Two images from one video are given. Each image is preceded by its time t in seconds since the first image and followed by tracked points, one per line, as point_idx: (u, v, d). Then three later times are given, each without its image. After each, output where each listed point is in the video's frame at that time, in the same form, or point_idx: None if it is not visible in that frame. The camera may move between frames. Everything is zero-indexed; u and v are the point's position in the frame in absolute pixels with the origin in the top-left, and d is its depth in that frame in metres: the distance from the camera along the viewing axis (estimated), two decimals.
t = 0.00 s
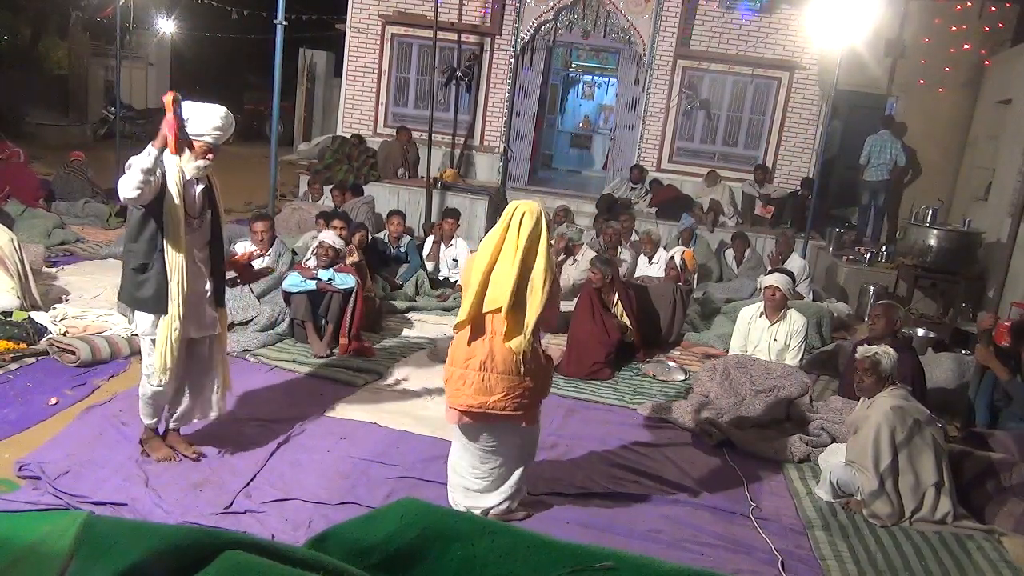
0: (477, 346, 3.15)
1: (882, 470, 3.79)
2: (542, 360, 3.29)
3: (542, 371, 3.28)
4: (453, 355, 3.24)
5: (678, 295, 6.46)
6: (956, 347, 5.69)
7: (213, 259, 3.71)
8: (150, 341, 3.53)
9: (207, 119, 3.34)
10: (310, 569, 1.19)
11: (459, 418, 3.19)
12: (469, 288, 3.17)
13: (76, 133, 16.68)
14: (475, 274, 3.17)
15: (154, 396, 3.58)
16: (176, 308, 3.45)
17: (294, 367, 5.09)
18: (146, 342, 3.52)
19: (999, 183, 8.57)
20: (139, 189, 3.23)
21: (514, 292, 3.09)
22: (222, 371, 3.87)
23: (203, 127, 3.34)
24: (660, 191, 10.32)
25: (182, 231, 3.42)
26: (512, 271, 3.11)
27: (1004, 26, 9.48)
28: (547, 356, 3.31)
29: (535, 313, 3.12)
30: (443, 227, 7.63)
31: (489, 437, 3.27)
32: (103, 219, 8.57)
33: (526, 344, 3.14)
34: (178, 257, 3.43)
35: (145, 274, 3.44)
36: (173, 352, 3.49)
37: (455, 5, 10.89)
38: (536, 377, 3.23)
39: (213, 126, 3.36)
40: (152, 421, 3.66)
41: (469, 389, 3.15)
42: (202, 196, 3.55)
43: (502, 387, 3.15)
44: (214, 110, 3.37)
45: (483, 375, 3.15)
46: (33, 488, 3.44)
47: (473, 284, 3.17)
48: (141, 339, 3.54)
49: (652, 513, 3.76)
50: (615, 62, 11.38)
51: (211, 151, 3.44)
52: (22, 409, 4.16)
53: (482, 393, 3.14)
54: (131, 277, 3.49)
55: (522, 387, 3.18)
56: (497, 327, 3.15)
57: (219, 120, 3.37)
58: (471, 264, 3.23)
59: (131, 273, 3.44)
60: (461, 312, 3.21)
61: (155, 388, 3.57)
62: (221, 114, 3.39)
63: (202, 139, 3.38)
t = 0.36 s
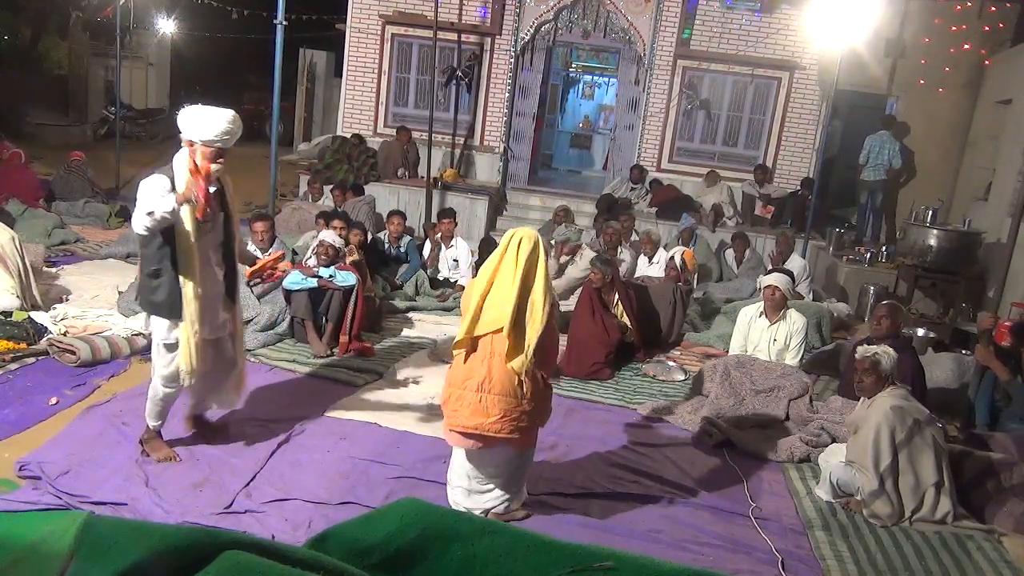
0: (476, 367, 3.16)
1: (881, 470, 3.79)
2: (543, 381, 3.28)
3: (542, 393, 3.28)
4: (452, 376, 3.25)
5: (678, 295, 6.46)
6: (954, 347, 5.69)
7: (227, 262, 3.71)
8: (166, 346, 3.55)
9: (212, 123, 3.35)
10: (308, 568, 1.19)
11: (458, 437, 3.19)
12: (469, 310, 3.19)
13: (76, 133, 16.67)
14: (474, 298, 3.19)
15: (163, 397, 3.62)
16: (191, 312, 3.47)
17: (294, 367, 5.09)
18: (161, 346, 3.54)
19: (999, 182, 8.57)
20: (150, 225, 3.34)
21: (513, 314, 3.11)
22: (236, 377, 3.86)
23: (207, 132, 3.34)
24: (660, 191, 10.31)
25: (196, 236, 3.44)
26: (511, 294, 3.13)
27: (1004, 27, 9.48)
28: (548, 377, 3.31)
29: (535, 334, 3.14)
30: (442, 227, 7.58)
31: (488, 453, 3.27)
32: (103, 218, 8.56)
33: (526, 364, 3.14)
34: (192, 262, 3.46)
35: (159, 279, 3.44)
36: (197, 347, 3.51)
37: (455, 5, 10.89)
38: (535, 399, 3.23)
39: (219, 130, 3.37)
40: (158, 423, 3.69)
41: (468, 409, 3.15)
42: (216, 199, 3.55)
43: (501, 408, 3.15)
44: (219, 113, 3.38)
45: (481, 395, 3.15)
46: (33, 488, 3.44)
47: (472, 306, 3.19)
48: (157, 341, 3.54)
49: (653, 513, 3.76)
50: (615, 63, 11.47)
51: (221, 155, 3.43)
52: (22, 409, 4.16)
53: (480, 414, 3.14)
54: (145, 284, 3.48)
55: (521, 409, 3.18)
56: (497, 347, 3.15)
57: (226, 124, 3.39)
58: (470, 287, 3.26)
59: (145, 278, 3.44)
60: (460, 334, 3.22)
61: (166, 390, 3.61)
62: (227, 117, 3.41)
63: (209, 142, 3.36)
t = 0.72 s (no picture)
0: (467, 390, 3.16)
1: (881, 470, 3.79)
2: (539, 401, 3.26)
3: (537, 413, 3.26)
4: (444, 396, 3.26)
5: (678, 295, 6.46)
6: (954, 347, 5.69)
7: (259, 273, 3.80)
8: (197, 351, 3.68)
9: (247, 144, 3.46)
10: (306, 568, 1.18)
11: (446, 457, 3.20)
12: (462, 334, 3.18)
13: (76, 133, 16.66)
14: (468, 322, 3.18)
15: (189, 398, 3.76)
16: (222, 323, 3.58)
17: (294, 366, 5.09)
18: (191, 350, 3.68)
19: (999, 182, 8.57)
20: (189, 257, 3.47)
21: (504, 339, 3.09)
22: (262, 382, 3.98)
23: (241, 153, 3.45)
24: (660, 191, 10.32)
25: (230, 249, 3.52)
26: (503, 319, 3.10)
27: (1004, 26, 9.47)
28: (543, 397, 3.29)
29: (527, 359, 3.11)
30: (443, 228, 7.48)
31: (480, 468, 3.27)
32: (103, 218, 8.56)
33: (518, 388, 3.12)
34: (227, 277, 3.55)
35: (191, 289, 3.60)
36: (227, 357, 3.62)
37: (455, 5, 10.89)
38: (527, 422, 3.21)
39: (252, 150, 3.48)
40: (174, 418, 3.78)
41: (456, 429, 3.17)
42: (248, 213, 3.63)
43: (489, 431, 3.14)
44: (253, 134, 3.49)
45: (471, 418, 3.15)
46: (33, 488, 3.44)
47: (465, 331, 3.18)
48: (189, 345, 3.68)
49: (653, 513, 3.76)
50: (615, 62, 11.58)
51: (253, 173, 3.56)
52: (22, 409, 4.16)
53: (468, 435, 3.15)
54: (178, 292, 3.65)
55: (514, 429, 3.17)
56: (491, 368, 3.13)
57: (259, 145, 3.49)
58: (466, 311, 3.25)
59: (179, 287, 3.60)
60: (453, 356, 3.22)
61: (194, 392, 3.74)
62: (261, 138, 3.51)
63: (243, 161, 3.47)
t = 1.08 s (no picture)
0: (462, 416, 3.17)
1: (881, 469, 3.79)
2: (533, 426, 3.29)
3: (531, 439, 3.28)
4: (439, 422, 3.28)
5: (678, 294, 6.47)
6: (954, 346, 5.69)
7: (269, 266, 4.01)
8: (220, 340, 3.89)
9: (257, 141, 3.64)
10: (305, 567, 1.18)
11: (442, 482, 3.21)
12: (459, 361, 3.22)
13: (76, 133, 16.65)
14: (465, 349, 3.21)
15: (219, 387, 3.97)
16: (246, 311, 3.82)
17: (295, 366, 5.09)
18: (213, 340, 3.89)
19: (999, 182, 8.57)
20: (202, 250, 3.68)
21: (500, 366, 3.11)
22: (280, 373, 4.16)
23: (251, 150, 3.63)
24: (660, 190, 10.32)
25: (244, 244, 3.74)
26: (498, 346, 3.13)
27: (1004, 26, 9.47)
28: (537, 423, 3.31)
29: (522, 385, 3.13)
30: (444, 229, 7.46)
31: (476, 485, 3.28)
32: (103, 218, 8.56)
33: (513, 414, 3.13)
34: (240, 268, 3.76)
35: (209, 282, 3.81)
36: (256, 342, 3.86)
37: (455, 5, 10.89)
38: (523, 449, 3.22)
39: (262, 146, 3.66)
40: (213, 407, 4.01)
41: (452, 455, 3.18)
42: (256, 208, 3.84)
43: (485, 457, 3.15)
44: (262, 131, 3.66)
45: (467, 443, 3.16)
46: (34, 488, 3.44)
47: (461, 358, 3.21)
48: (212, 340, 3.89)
49: (653, 513, 3.76)
50: (615, 62, 11.59)
51: (263, 169, 3.74)
52: (22, 409, 4.16)
53: (464, 460, 3.16)
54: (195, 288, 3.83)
55: (509, 455, 3.18)
56: (486, 395, 3.14)
57: (268, 141, 3.67)
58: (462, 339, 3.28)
59: (196, 281, 3.80)
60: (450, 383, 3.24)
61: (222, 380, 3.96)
62: (270, 134, 3.69)
63: (254, 158, 3.66)
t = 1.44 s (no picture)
0: (461, 448, 3.18)
1: (882, 470, 3.79)
2: (529, 455, 3.32)
3: (530, 465, 3.31)
4: (436, 454, 3.27)
5: (678, 295, 6.48)
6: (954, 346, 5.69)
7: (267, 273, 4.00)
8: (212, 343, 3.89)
9: (262, 151, 3.67)
10: (306, 568, 1.19)
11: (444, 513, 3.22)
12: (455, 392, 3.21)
13: (76, 133, 16.66)
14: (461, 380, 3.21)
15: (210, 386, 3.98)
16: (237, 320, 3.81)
17: (295, 366, 5.09)
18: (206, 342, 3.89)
19: (999, 182, 8.56)
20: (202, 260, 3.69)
21: (499, 397, 3.12)
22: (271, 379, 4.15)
23: (257, 160, 3.66)
24: (660, 190, 10.30)
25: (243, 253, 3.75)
26: (496, 376, 3.13)
27: (1004, 25, 9.45)
28: (534, 448, 3.35)
29: (521, 414, 3.16)
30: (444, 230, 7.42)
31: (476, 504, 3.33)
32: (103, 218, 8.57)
33: (514, 444, 3.16)
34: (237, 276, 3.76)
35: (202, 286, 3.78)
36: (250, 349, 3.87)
37: (455, 6, 10.90)
38: (522, 476, 3.26)
39: (267, 157, 3.68)
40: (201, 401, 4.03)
41: (453, 487, 3.19)
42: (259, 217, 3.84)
43: (487, 488, 3.17)
44: (268, 142, 3.68)
45: (467, 475, 3.17)
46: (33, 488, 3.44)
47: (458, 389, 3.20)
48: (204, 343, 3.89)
49: (653, 513, 3.76)
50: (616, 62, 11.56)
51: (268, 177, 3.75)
52: (22, 409, 4.16)
53: (465, 491, 3.17)
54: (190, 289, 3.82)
55: (509, 484, 3.21)
56: (485, 427, 3.15)
57: (274, 152, 3.70)
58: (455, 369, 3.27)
59: (190, 284, 3.79)
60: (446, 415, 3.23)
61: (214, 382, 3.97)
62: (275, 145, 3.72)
63: (258, 167, 3.68)
